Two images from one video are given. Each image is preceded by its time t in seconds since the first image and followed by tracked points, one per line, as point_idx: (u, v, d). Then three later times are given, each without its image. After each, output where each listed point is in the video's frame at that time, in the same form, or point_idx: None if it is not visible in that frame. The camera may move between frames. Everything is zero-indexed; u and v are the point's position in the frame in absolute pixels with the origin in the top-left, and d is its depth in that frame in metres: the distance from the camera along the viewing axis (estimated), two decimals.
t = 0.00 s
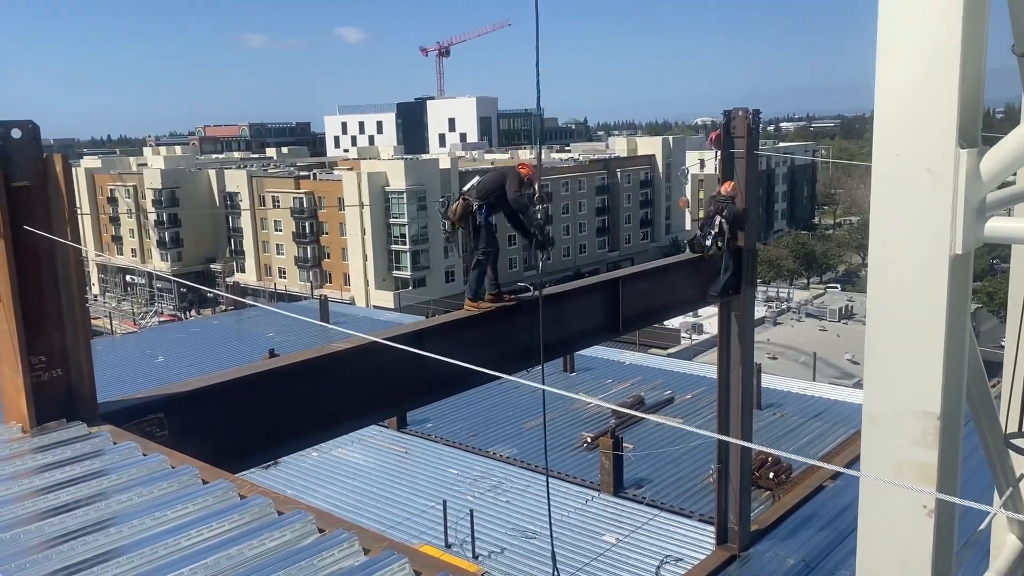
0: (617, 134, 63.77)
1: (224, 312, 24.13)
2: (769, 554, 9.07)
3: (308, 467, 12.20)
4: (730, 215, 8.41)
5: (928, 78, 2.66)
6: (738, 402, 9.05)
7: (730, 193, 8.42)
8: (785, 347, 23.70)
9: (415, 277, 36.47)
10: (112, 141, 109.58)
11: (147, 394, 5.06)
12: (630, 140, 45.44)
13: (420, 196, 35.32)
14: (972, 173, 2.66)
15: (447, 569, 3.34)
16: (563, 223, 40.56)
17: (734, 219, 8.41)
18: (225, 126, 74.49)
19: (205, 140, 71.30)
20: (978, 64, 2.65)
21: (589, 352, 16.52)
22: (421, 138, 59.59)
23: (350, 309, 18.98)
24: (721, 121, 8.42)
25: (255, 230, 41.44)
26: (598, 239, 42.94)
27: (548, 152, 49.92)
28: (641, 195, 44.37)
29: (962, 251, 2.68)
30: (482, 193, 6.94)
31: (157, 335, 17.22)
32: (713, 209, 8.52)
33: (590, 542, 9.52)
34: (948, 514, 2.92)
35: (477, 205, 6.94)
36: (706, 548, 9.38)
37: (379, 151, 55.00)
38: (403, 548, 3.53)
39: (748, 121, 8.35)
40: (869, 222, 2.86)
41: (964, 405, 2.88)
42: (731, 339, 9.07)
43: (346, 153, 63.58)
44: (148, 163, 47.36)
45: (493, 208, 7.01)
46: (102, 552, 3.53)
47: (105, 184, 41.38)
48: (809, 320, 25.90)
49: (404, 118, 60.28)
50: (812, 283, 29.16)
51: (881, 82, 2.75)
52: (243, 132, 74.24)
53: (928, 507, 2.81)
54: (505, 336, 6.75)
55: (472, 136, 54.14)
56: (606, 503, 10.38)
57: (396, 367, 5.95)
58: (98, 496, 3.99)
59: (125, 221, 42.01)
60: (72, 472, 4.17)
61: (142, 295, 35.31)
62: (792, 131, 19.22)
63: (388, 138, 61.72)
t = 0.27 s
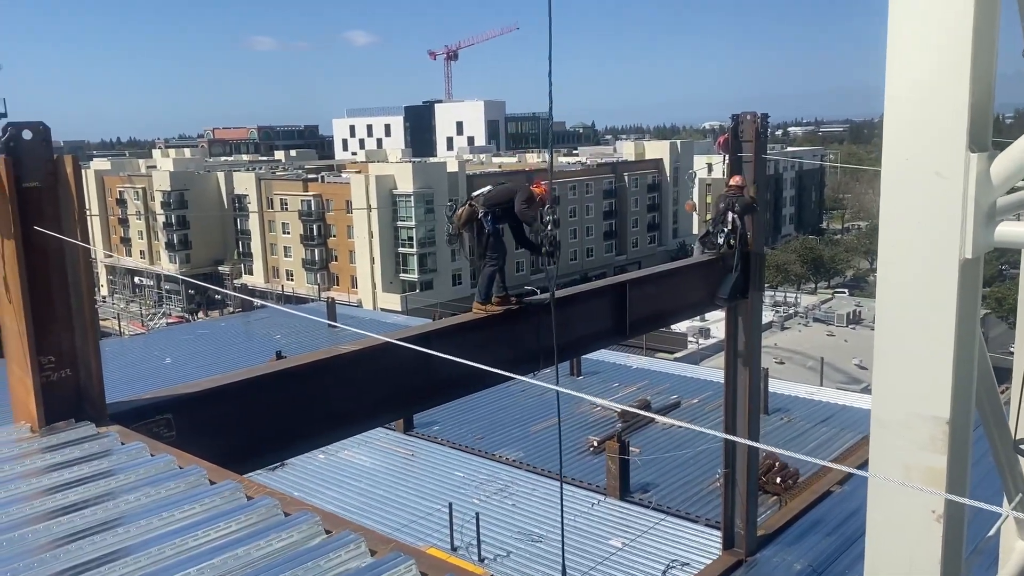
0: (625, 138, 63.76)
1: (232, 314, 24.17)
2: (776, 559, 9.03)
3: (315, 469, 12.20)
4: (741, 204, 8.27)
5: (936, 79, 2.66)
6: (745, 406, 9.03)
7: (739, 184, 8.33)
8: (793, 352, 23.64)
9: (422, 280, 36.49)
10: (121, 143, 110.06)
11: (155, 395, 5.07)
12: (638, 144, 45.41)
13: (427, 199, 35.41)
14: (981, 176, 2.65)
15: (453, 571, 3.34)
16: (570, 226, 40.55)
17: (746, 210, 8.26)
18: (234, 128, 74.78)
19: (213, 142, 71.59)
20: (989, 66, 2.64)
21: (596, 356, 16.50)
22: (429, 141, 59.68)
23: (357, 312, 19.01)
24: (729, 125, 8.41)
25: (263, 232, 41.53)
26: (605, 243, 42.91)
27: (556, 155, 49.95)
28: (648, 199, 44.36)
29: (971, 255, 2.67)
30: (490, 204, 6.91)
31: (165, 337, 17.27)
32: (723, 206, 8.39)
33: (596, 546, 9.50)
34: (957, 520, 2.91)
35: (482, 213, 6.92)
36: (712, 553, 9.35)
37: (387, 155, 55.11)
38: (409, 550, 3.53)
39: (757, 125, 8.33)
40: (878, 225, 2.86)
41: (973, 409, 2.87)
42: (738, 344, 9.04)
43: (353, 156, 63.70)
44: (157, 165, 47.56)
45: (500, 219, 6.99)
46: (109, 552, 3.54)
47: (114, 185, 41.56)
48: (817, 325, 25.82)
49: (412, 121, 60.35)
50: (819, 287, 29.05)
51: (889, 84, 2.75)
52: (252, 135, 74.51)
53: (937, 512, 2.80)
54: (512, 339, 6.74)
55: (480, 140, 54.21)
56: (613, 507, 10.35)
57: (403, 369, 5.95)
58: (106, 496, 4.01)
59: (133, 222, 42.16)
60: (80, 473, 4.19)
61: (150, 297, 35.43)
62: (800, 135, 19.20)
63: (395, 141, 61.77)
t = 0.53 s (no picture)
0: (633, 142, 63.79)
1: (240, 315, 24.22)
2: (783, 564, 9.00)
3: (321, 471, 12.22)
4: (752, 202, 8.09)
5: (948, 83, 2.65)
6: (752, 410, 9.00)
7: (745, 183, 8.19)
8: (800, 357, 23.56)
9: (429, 283, 36.51)
10: (131, 144, 110.64)
11: (164, 395, 5.09)
12: (645, 147, 45.39)
13: (435, 202, 35.42)
14: (993, 180, 2.64)
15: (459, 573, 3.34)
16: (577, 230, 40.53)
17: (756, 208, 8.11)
18: (243, 131, 75.12)
19: (222, 144, 71.90)
20: (998, 71, 2.64)
21: (603, 359, 16.49)
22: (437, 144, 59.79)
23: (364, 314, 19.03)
24: (738, 129, 8.42)
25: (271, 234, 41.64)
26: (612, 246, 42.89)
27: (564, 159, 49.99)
28: (656, 203, 44.31)
29: (982, 259, 2.66)
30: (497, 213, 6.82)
31: (173, 338, 17.32)
32: (731, 207, 8.26)
33: (602, 550, 9.48)
34: (967, 524, 2.91)
35: (487, 221, 6.83)
36: (719, 558, 9.32)
37: (395, 157, 55.25)
38: (416, 552, 3.53)
39: (765, 129, 8.35)
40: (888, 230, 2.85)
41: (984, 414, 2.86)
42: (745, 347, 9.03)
43: (362, 159, 63.88)
44: (166, 167, 47.78)
45: (505, 229, 6.89)
46: (116, 551, 3.55)
47: (124, 187, 41.74)
48: (824, 330, 25.74)
49: (420, 124, 60.45)
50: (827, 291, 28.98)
51: (900, 88, 2.74)
52: (261, 137, 74.81)
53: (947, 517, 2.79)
54: (518, 341, 6.73)
55: (488, 143, 54.24)
56: (619, 511, 10.33)
57: (410, 371, 5.96)
58: (115, 496, 4.03)
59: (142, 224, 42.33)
60: (89, 472, 4.21)
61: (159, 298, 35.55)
62: (809, 139, 19.12)
63: (403, 144, 61.90)
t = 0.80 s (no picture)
0: (641, 145, 63.73)
1: (248, 316, 24.27)
2: (791, 568, 8.97)
3: (328, 471, 12.23)
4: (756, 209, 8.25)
5: (960, 84, 2.64)
6: (760, 413, 8.97)
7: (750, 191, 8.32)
8: (808, 361, 23.49)
9: (437, 284, 36.54)
10: (140, 145, 111.27)
11: (173, 394, 5.11)
12: (654, 150, 45.36)
13: (443, 204, 35.47)
14: (1004, 182, 2.63)
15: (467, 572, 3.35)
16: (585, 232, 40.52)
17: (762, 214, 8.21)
18: (253, 132, 75.51)
19: (232, 145, 72.23)
20: (1008, 75, 2.64)
21: (611, 362, 16.46)
22: (446, 146, 59.92)
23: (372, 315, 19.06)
24: (747, 132, 8.41)
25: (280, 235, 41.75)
26: (620, 248, 42.85)
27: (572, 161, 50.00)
28: (664, 206, 44.24)
29: (993, 261, 2.65)
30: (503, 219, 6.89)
31: (182, 338, 17.38)
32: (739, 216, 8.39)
33: (609, 553, 9.46)
34: (977, 527, 2.90)
35: (495, 228, 6.84)
36: (726, 561, 9.28)
37: (404, 159, 55.36)
38: (424, 551, 3.53)
39: (774, 132, 8.32)
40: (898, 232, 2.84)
41: (994, 418, 2.85)
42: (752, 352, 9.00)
43: (370, 161, 64.05)
44: (176, 167, 47.99)
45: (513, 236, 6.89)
46: (124, 548, 3.57)
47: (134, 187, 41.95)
48: (833, 334, 25.64)
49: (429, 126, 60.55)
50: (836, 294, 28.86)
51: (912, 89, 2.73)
52: (270, 139, 75.17)
53: (957, 520, 2.79)
54: (525, 344, 6.74)
55: (496, 145, 54.32)
56: (626, 514, 10.32)
57: (417, 371, 5.96)
58: (124, 493, 4.04)
59: (152, 224, 42.52)
60: (98, 469, 4.23)
61: (168, 298, 35.69)
62: (818, 142, 19.07)
63: (412, 145, 61.99)
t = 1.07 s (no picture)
0: (651, 146, 63.62)
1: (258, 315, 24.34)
2: (800, 571, 8.91)
3: (336, 471, 12.24)
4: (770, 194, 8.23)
5: (972, 81, 2.62)
6: (770, 415, 8.92)
7: (766, 174, 8.29)
8: (818, 363, 23.38)
9: (445, 284, 36.53)
10: (151, 144, 111.83)
11: (181, 391, 5.11)
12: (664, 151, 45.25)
13: (452, 204, 35.52)
14: (1017, 180, 2.59)
15: (474, 570, 3.34)
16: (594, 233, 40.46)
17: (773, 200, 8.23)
18: (263, 132, 75.81)
19: (243, 145, 72.51)
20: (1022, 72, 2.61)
21: (619, 364, 16.43)
22: (456, 146, 59.99)
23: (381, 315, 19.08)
24: (757, 133, 8.34)
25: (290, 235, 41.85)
26: (629, 250, 42.76)
27: (582, 162, 49.96)
28: (674, 207, 44.12)
29: (1005, 260, 2.62)
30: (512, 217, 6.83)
31: (191, 337, 17.45)
32: (749, 198, 8.39)
33: (616, 554, 9.43)
34: (987, 529, 2.87)
35: (504, 227, 6.77)
36: (734, 564, 9.24)
37: (413, 160, 55.43)
38: (431, 550, 3.52)
39: (786, 133, 8.23)
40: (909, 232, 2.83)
41: (1005, 419, 2.82)
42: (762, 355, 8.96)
43: (380, 161, 64.16)
44: (186, 167, 48.20)
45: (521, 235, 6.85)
46: (133, 544, 3.58)
47: (144, 187, 42.20)
48: (843, 336, 25.50)
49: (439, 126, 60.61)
50: (845, 296, 28.70)
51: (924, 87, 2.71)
52: (281, 139, 75.45)
53: (968, 523, 2.75)
54: (534, 345, 6.73)
55: (506, 146, 54.35)
56: (634, 516, 10.28)
57: (425, 371, 5.96)
58: (133, 489, 4.05)
59: (162, 224, 42.73)
60: (107, 466, 4.24)
61: (178, 297, 35.84)
62: (830, 143, 18.97)
63: (421, 146, 62.05)
